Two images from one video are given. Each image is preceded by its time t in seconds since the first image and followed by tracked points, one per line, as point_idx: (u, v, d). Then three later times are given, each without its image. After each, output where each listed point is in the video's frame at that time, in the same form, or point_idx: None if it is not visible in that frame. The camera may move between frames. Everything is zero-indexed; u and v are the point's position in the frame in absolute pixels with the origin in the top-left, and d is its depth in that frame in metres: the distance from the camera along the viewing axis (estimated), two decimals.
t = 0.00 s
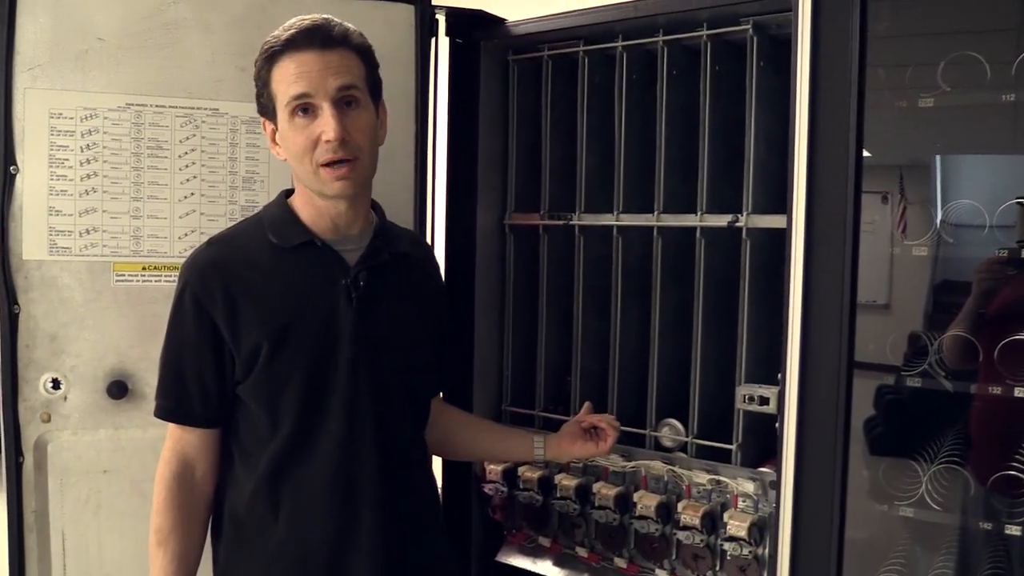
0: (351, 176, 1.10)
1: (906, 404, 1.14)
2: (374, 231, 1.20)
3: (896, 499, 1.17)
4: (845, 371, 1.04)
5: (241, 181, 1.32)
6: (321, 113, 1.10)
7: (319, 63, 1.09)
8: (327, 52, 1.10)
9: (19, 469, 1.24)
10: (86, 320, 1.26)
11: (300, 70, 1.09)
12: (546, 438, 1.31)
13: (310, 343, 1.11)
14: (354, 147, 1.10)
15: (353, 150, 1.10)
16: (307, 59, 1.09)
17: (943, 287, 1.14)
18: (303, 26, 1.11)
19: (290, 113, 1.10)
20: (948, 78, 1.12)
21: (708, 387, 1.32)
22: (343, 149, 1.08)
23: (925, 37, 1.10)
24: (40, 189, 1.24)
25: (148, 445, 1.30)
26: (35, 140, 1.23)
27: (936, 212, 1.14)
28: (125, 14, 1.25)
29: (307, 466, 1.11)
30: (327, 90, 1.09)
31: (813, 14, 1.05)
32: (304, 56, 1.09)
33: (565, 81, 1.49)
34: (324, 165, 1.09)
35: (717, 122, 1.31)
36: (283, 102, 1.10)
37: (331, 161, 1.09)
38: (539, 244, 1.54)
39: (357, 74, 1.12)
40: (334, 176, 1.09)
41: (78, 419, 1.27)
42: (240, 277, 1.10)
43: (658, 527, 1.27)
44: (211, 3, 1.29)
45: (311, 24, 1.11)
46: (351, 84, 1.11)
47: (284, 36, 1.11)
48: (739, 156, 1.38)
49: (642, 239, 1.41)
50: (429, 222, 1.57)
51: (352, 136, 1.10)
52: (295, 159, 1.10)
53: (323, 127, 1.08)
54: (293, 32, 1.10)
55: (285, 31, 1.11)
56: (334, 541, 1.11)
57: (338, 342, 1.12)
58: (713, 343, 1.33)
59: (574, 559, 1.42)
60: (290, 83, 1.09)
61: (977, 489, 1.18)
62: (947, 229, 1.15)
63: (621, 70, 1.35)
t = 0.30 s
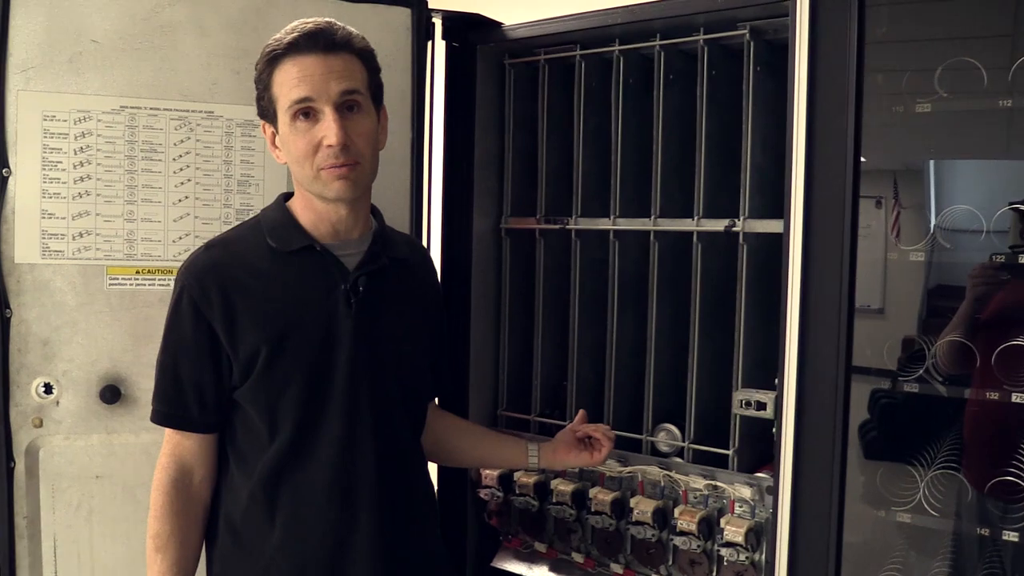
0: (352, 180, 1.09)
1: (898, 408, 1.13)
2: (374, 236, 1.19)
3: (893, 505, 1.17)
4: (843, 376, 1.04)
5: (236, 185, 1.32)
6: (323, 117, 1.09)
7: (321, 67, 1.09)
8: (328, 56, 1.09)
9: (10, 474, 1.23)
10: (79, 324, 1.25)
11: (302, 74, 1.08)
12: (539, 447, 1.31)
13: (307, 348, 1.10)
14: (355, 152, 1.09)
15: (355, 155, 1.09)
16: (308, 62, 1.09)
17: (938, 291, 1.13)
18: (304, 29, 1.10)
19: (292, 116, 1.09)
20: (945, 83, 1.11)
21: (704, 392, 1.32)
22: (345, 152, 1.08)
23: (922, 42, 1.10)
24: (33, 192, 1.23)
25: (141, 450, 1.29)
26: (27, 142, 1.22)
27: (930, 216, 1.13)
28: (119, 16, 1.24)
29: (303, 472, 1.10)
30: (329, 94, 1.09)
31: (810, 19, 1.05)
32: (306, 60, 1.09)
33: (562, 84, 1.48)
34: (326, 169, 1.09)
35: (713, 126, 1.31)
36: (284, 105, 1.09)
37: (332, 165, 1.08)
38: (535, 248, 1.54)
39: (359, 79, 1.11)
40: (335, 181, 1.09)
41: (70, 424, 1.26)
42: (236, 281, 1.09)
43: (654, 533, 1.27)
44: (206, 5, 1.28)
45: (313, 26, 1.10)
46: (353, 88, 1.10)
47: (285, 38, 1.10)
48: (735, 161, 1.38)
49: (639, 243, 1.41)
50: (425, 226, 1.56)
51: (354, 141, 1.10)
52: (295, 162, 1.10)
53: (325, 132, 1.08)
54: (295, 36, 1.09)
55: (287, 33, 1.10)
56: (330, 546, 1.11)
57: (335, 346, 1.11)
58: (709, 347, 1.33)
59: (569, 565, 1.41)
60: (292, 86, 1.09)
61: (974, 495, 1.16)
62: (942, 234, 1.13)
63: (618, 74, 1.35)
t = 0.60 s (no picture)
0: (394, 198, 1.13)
1: (897, 412, 1.11)
2: (370, 237, 1.19)
3: (895, 511, 1.14)
4: (845, 382, 1.04)
5: (238, 188, 1.32)
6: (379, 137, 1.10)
7: (382, 86, 1.09)
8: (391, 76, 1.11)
9: (11, 477, 1.23)
10: (81, 327, 1.25)
11: (374, 91, 1.08)
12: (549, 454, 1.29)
13: (307, 351, 1.10)
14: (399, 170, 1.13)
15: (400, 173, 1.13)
16: (378, 80, 1.09)
17: (936, 295, 1.11)
18: (370, 45, 1.10)
19: (352, 132, 1.07)
20: (947, 87, 1.09)
21: (706, 396, 1.32)
22: (396, 174, 1.12)
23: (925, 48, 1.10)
24: (34, 194, 1.23)
25: (142, 454, 1.29)
26: (29, 145, 1.22)
27: (929, 220, 1.11)
28: (122, 19, 1.24)
29: (304, 476, 1.10)
30: (389, 115, 1.10)
31: (813, 26, 1.05)
32: (376, 77, 1.09)
33: (564, 88, 1.48)
34: (376, 187, 1.11)
35: (715, 131, 1.31)
36: (346, 120, 1.07)
37: (382, 184, 1.11)
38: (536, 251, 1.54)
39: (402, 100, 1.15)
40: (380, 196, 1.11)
41: (71, 427, 1.26)
42: (237, 285, 1.09)
43: (654, 538, 1.26)
44: (209, 8, 1.28)
45: (377, 43, 1.10)
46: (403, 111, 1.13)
47: (354, 51, 1.09)
48: (736, 165, 1.38)
49: (640, 247, 1.41)
50: (426, 229, 1.56)
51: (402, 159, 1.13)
52: (345, 173, 1.09)
53: (389, 150, 1.10)
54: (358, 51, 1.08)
55: (344, 44, 1.08)
56: (331, 550, 1.11)
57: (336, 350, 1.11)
58: (711, 352, 1.32)
59: (569, 570, 1.40)
60: (358, 102, 1.07)
61: (975, 501, 1.14)
62: (944, 239, 1.11)
63: (620, 78, 1.35)
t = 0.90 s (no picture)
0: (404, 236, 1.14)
1: (894, 431, 1.12)
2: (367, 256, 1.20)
3: (895, 532, 1.13)
4: (845, 401, 1.05)
5: (237, 208, 1.31)
6: (406, 181, 1.10)
7: (419, 135, 1.09)
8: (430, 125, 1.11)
9: (6, 496, 1.22)
10: (78, 345, 1.25)
11: (413, 142, 1.08)
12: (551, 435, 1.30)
13: (306, 373, 1.09)
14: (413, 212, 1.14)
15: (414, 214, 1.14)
16: (418, 131, 1.09)
17: (931, 313, 1.12)
18: (418, 95, 1.08)
19: (383, 175, 1.07)
20: (942, 108, 1.10)
21: (704, 415, 1.32)
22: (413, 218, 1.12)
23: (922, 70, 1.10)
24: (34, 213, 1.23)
25: (138, 474, 1.28)
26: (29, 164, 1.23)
27: (923, 239, 1.11)
28: (122, 39, 1.25)
29: (301, 497, 1.09)
30: (420, 164, 1.09)
31: (810, 49, 1.06)
32: (416, 125, 1.08)
33: (562, 108, 1.49)
34: (391, 228, 1.11)
35: (712, 151, 1.32)
36: (380, 164, 1.06)
37: (397, 226, 1.11)
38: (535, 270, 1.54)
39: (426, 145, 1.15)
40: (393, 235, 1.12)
41: (67, 447, 1.25)
42: (236, 304, 1.09)
43: (653, 559, 1.26)
44: (210, 28, 1.28)
45: (423, 93, 1.09)
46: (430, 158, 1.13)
47: (402, 95, 1.07)
48: (734, 185, 1.39)
49: (638, 266, 1.42)
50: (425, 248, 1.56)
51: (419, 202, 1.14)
52: (366, 211, 1.08)
53: (414, 195, 1.10)
54: (402, 94, 1.07)
55: (390, 86, 1.06)
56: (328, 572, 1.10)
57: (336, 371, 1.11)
58: (709, 371, 1.33)
59: None
60: (396, 148, 1.06)
61: (974, 522, 1.13)
62: (941, 258, 1.11)
63: (617, 99, 1.36)
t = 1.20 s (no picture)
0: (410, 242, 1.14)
1: (891, 436, 1.11)
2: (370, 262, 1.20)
3: (895, 537, 1.14)
4: (845, 407, 1.05)
5: (236, 210, 1.31)
6: (418, 188, 1.10)
7: (434, 144, 1.09)
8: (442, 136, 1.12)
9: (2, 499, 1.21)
10: (76, 347, 1.25)
11: (426, 151, 1.08)
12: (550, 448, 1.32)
13: (306, 377, 1.09)
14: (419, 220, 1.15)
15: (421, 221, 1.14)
16: (431, 142, 1.09)
17: (926, 320, 1.12)
18: (435, 106, 1.09)
19: (397, 180, 1.07)
20: (944, 115, 1.10)
21: (703, 420, 1.32)
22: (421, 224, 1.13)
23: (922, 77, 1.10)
24: (32, 214, 1.23)
25: (135, 477, 1.27)
26: (28, 165, 1.23)
27: (918, 245, 1.12)
28: (123, 41, 1.25)
29: (299, 500, 1.09)
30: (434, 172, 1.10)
31: (812, 55, 1.07)
32: (430, 135, 1.09)
33: (562, 111, 1.50)
34: (400, 233, 1.11)
35: (712, 156, 1.32)
36: (395, 169, 1.06)
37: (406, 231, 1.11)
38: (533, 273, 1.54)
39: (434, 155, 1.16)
40: (400, 241, 1.12)
41: (64, 449, 1.25)
42: (237, 306, 1.08)
43: (652, 563, 1.25)
44: (211, 30, 1.28)
45: (438, 105, 1.10)
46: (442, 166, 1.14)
47: (419, 106, 1.07)
48: (734, 190, 1.39)
49: (638, 270, 1.42)
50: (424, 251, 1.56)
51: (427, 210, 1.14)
52: (376, 216, 1.08)
53: (425, 202, 1.10)
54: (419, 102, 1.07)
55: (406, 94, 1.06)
56: None
57: (339, 374, 1.10)
58: (708, 376, 1.33)
59: None
60: (411, 155, 1.06)
61: (973, 528, 1.12)
62: (940, 264, 1.12)
63: (617, 104, 1.36)
